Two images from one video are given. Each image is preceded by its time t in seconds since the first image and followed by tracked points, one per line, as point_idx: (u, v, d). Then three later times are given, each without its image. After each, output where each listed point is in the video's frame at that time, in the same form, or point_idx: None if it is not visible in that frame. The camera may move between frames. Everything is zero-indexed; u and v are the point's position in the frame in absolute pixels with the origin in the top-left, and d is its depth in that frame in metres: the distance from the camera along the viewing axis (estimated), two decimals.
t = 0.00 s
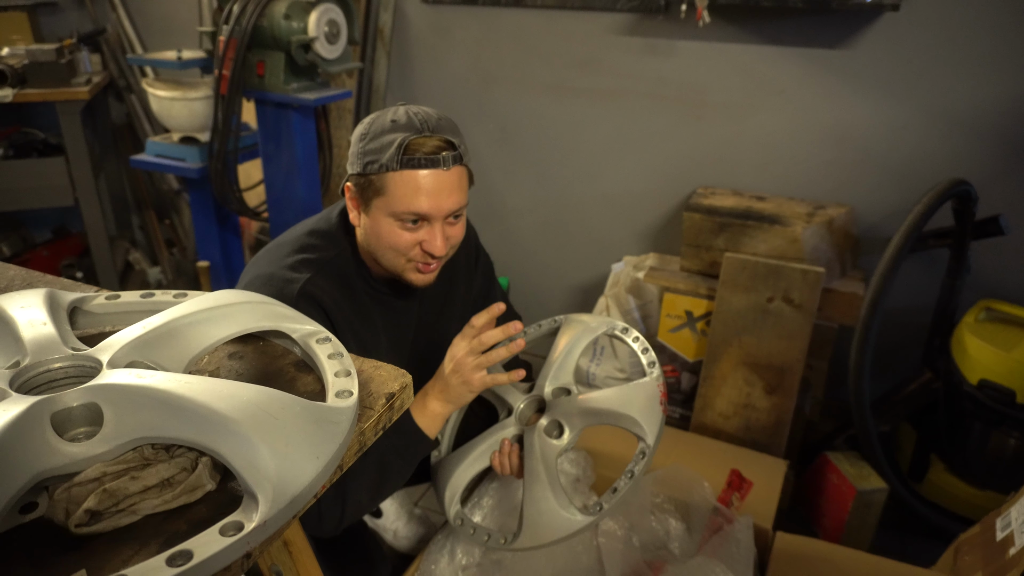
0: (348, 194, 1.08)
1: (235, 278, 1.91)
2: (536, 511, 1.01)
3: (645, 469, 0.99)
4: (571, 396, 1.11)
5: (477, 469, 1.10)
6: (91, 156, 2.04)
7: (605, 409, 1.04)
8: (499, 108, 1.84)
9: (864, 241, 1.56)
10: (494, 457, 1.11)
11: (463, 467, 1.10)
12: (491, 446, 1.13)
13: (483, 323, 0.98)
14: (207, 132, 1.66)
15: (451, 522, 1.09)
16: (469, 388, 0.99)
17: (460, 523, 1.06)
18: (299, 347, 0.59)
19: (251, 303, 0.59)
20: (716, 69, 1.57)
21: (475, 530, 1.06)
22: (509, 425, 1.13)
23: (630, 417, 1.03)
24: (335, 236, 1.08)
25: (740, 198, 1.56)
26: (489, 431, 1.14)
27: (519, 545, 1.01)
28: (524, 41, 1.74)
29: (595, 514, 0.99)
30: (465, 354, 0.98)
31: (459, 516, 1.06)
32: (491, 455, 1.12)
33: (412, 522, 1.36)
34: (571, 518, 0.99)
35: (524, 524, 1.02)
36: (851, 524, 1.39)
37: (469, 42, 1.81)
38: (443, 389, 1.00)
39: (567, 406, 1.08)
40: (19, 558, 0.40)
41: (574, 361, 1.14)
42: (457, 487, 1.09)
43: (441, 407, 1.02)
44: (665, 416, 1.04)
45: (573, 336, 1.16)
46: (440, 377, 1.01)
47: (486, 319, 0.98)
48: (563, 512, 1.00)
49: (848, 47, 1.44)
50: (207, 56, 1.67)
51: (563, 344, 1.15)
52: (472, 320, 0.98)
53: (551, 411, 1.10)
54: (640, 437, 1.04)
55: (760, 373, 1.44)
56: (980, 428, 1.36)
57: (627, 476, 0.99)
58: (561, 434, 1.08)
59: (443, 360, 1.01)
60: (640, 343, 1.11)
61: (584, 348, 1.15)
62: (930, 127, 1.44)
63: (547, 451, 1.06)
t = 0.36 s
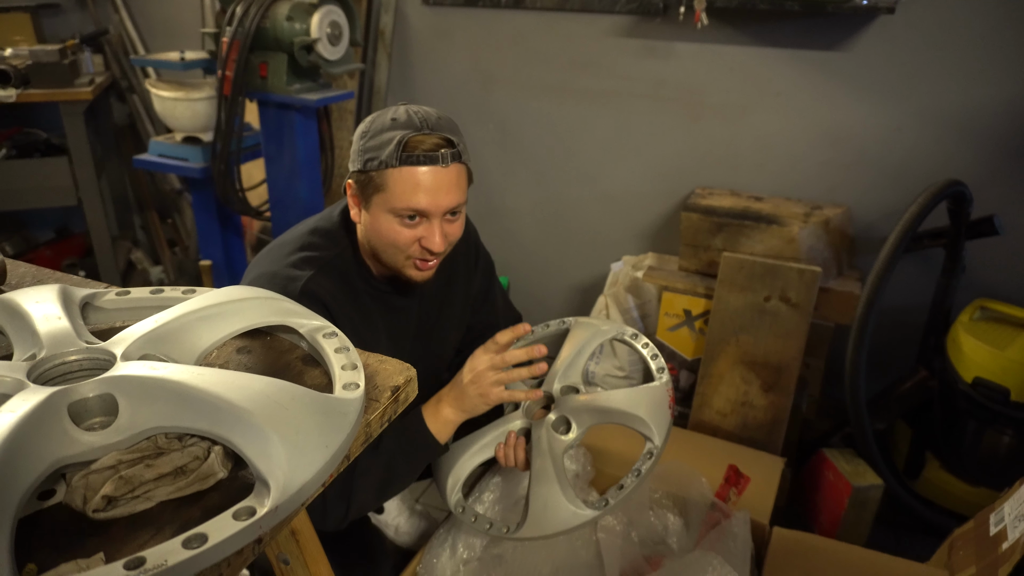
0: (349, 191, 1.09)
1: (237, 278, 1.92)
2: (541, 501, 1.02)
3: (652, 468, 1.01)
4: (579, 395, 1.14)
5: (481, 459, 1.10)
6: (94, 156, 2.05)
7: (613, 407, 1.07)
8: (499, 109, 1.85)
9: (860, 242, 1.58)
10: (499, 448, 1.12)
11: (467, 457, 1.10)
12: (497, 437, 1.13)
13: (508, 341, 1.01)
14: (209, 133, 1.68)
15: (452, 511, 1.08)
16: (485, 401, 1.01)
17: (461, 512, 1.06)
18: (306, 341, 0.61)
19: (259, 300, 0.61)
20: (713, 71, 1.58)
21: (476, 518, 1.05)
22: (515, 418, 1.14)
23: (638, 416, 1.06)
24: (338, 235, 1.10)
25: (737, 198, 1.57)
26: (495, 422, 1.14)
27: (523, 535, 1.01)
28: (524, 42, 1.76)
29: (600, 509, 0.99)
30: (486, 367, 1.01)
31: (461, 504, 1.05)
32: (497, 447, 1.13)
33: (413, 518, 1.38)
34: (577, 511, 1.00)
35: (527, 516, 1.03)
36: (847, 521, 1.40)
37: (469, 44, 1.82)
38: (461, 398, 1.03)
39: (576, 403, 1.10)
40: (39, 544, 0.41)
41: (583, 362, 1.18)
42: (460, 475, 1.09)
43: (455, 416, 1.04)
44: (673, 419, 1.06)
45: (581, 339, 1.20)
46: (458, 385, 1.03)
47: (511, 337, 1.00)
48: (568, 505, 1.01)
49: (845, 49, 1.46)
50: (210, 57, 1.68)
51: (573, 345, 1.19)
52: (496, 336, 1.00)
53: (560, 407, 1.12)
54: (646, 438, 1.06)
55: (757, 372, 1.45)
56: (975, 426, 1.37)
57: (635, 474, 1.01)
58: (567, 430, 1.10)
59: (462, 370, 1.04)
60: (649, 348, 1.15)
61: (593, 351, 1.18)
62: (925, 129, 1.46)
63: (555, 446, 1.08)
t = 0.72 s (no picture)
0: (363, 187, 1.10)
1: (242, 278, 1.92)
2: (559, 501, 1.03)
3: (670, 468, 1.02)
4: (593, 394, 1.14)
5: (497, 459, 1.11)
6: (99, 156, 2.06)
7: (629, 407, 1.07)
8: (503, 109, 1.85)
9: (865, 242, 1.58)
10: (514, 447, 1.12)
11: (481, 457, 1.10)
12: (512, 437, 1.13)
13: (525, 352, 1.03)
14: (215, 133, 1.68)
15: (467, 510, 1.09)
16: (502, 411, 1.02)
17: (479, 512, 1.07)
18: (323, 344, 0.61)
19: (276, 303, 0.61)
20: (718, 72, 1.58)
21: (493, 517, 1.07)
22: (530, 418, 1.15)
23: (655, 416, 1.07)
24: (348, 236, 1.10)
25: (742, 198, 1.58)
26: (510, 422, 1.14)
27: (541, 534, 1.02)
28: (528, 42, 1.76)
29: (620, 509, 1.00)
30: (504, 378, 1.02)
31: (479, 504, 1.06)
32: (512, 446, 1.13)
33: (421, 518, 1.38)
34: (596, 510, 1.00)
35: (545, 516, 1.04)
36: (852, 520, 1.41)
37: (474, 44, 1.82)
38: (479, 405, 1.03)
39: (590, 403, 1.11)
40: (69, 547, 0.41)
41: (596, 361, 1.18)
42: (475, 475, 1.09)
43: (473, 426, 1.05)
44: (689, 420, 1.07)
45: (594, 338, 1.20)
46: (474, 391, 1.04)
47: (529, 349, 1.02)
48: (587, 505, 1.02)
49: (850, 50, 1.46)
50: (216, 57, 1.68)
51: (585, 346, 1.20)
52: (514, 347, 1.02)
53: (574, 406, 1.12)
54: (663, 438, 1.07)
55: (762, 371, 1.46)
56: (979, 426, 1.38)
57: (653, 474, 1.01)
58: (583, 429, 1.10)
59: (478, 379, 1.04)
60: (661, 346, 1.16)
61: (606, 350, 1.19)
62: (929, 130, 1.46)
63: (571, 445, 1.08)
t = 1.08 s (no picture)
0: (373, 176, 1.10)
1: (246, 276, 1.91)
2: (562, 496, 1.02)
3: (676, 465, 1.01)
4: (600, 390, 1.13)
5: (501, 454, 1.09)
6: (103, 154, 2.05)
7: (636, 404, 1.05)
8: (509, 107, 1.84)
9: (874, 241, 1.57)
10: (518, 442, 1.11)
11: (486, 452, 1.09)
12: (517, 431, 1.12)
13: (526, 344, 1.02)
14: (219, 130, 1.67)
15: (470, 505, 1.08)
16: (507, 405, 1.02)
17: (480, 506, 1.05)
18: (332, 340, 0.60)
19: (284, 298, 0.60)
20: (726, 69, 1.57)
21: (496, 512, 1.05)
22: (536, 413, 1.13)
23: (661, 412, 1.05)
24: (355, 233, 1.09)
25: (750, 196, 1.56)
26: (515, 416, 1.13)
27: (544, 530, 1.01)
28: (535, 40, 1.74)
29: (623, 505, 0.99)
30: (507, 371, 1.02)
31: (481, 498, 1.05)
32: (516, 441, 1.11)
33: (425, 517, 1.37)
34: (600, 506, 1.00)
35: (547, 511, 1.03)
36: (861, 521, 1.40)
37: (479, 41, 1.81)
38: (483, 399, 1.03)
39: (596, 399, 1.09)
40: (75, 547, 0.40)
41: (603, 358, 1.17)
42: (479, 469, 1.08)
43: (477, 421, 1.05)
44: (696, 417, 1.06)
45: (603, 335, 1.19)
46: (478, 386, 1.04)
47: (529, 341, 1.01)
48: (591, 500, 1.01)
49: (861, 46, 1.44)
50: (220, 54, 1.67)
51: (593, 342, 1.19)
52: (514, 341, 1.02)
53: (581, 402, 1.10)
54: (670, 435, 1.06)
55: (770, 371, 1.44)
56: (990, 426, 1.36)
57: (658, 471, 1.00)
58: (589, 425, 1.09)
59: (481, 375, 1.05)
60: (670, 344, 1.14)
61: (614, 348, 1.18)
62: (941, 127, 1.44)
63: (575, 440, 1.07)
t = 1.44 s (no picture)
0: (370, 178, 1.09)
1: (246, 275, 1.90)
2: (562, 498, 1.01)
3: (675, 463, 1.00)
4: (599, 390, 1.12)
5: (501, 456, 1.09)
6: (102, 153, 2.04)
7: (634, 402, 1.05)
8: (510, 105, 1.83)
9: (876, 240, 1.56)
10: (517, 445, 1.10)
11: (486, 454, 1.08)
12: (516, 434, 1.12)
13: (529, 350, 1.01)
14: (219, 129, 1.66)
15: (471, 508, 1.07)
16: (509, 411, 1.01)
17: (481, 509, 1.04)
18: (330, 341, 0.59)
19: (282, 299, 0.59)
20: (728, 67, 1.56)
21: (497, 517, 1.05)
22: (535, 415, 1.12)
23: (660, 410, 1.05)
24: (354, 232, 1.09)
25: (752, 195, 1.56)
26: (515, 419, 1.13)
27: (545, 533, 1.00)
28: (536, 38, 1.74)
29: (623, 505, 0.98)
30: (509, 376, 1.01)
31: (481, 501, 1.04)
32: (516, 444, 1.11)
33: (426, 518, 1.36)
34: (599, 507, 0.99)
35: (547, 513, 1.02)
36: (863, 521, 1.39)
37: (480, 40, 1.80)
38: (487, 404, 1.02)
39: (594, 398, 1.09)
40: (69, 552, 0.40)
41: (602, 358, 1.16)
42: (479, 473, 1.07)
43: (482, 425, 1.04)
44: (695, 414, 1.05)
45: (601, 334, 1.18)
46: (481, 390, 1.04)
47: (533, 346, 1.00)
48: (591, 501, 1.00)
49: (863, 44, 1.44)
50: (220, 52, 1.66)
51: (591, 342, 1.18)
52: (519, 345, 1.00)
53: (580, 402, 1.10)
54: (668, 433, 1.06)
55: (772, 370, 1.44)
56: (993, 426, 1.35)
57: (657, 470, 0.99)
58: (588, 426, 1.09)
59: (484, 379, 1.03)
60: (668, 341, 1.14)
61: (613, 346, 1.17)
62: (944, 125, 1.43)
63: (574, 441, 1.06)
